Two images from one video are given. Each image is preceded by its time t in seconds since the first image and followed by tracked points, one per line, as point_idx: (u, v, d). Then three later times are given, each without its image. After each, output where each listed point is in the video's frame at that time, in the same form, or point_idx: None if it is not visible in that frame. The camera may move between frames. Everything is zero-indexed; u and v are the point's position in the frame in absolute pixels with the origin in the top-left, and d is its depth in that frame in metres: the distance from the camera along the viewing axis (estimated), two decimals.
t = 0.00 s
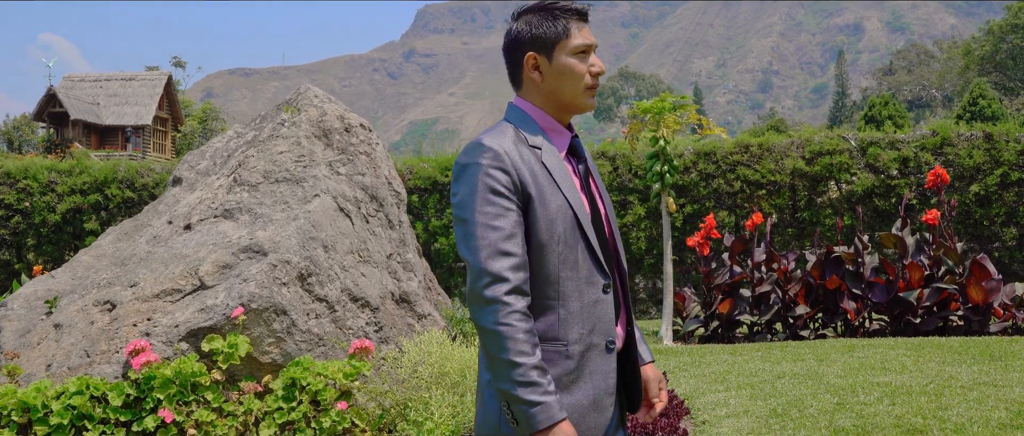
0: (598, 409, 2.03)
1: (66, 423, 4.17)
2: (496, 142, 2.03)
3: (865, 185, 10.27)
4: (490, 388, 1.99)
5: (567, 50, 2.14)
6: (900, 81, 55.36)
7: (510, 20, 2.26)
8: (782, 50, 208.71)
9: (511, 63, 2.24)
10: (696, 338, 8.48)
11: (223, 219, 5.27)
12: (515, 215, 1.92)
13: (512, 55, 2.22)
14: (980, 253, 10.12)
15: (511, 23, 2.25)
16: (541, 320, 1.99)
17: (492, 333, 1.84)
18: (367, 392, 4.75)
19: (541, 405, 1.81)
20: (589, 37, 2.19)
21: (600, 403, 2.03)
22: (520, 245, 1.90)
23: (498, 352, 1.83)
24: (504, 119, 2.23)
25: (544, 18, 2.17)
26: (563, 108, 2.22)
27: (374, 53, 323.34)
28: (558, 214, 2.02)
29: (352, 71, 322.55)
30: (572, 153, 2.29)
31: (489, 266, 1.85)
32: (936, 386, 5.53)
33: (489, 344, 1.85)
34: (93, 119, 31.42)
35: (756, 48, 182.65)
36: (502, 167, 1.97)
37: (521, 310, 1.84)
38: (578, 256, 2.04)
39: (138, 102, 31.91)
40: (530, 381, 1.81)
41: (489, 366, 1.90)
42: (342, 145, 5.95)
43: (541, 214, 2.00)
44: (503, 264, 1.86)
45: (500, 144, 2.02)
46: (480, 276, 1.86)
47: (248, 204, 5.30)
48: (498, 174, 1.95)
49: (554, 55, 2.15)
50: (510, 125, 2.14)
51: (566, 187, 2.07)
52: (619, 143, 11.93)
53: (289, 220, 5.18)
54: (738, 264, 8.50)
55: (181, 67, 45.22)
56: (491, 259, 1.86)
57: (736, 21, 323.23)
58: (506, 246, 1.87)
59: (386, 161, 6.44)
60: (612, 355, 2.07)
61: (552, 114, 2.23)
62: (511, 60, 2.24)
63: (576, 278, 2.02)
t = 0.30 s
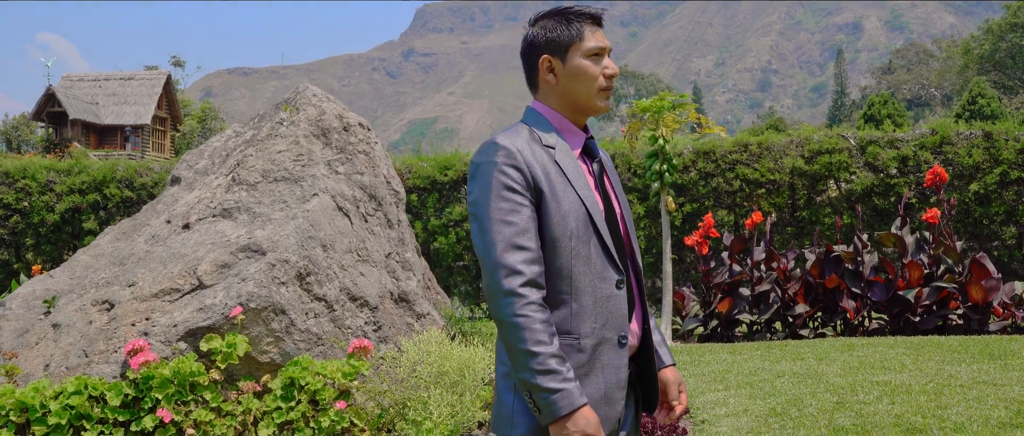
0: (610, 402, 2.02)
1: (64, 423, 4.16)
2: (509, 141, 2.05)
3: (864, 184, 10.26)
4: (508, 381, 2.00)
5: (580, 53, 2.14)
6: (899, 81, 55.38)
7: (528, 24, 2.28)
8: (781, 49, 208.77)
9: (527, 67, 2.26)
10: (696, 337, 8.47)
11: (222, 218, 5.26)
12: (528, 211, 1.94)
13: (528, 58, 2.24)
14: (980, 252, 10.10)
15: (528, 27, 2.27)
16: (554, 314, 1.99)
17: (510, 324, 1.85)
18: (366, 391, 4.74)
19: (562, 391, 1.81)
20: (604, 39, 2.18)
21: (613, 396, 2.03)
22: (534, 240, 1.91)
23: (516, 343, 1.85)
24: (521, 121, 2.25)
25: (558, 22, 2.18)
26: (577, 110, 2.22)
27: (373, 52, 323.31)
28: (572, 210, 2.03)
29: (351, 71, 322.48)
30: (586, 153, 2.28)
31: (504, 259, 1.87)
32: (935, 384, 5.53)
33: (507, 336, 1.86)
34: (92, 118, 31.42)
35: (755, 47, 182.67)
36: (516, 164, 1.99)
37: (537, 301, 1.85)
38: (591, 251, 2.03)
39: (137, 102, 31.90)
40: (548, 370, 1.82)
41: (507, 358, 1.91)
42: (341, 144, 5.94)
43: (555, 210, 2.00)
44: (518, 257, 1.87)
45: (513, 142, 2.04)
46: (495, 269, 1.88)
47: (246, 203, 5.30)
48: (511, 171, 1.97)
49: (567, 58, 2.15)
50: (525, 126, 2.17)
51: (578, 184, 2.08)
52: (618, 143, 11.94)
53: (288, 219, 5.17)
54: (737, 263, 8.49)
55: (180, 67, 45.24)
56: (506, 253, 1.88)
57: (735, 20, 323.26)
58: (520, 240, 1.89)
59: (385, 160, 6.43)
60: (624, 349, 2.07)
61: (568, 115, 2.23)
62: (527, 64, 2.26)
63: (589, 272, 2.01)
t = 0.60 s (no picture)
0: (604, 400, 2.02)
1: (62, 422, 4.16)
2: (519, 142, 2.11)
3: (862, 185, 10.26)
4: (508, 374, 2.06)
5: (595, 59, 2.20)
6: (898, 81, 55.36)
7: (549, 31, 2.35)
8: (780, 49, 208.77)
9: (547, 74, 2.33)
10: (694, 337, 8.48)
11: (220, 217, 5.26)
12: (531, 209, 1.99)
13: (547, 65, 2.31)
14: (977, 253, 10.10)
15: (548, 35, 2.34)
16: (554, 310, 2.03)
17: (505, 317, 1.90)
18: (364, 391, 4.76)
19: (550, 384, 1.85)
20: (620, 47, 2.23)
21: (607, 394, 2.03)
22: (535, 238, 1.96)
23: (511, 335, 1.90)
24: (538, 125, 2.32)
25: (574, 30, 2.25)
26: (592, 115, 2.26)
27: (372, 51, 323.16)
28: (576, 210, 2.06)
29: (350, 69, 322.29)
30: (599, 158, 2.30)
31: (504, 255, 1.93)
32: (933, 385, 5.53)
33: (504, 329, 1.92)
34: (90, 117, 31.41)
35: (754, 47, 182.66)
36: (521, 163, 2.04)
37: (534, 296, 1.90)
38: (594, 251, 2.05)
39: (136, 100, 31.88)
40: (539, 363, 1.86)
41: (504, 351, 1.97)
42: (340, 143, 5.94)
43: (559, 210, 2.04)
44: (516, 253, 1.93)
45: (521, 143, 2.10)
46: (495, 264, 1.94)
47: (245, 202, 5.30)
48: (517, 170, 2.03)
49: (582, 64, 2.21)
50: (540, 129, 2.23)
51: (585, 185, 2.11)
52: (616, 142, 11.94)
53: (287, 219, 5.16)
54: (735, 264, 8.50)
55: (178, 66, 45.22)
56: (506, 249, 1.94)
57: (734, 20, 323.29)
58: (521, 238, 1.95)
59: (384, 160, 6.43)
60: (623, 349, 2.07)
61: (583, 120, 2.27)
62: (547, 71, 2.33)
63: (590, 271, 2.03)
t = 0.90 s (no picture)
0: (577, 397, 2.04)
1: (58, 422, 4.18)
2: (520, 141, 2.20)
3: (858, 186, 10.28)
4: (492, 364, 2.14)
5: (597, 61, 2.27)
6: (894, 82, 55.40)
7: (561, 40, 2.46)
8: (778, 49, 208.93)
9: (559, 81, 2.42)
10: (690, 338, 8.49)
11: (216, 218, 5.25)
12: (521, 206, 2.08)
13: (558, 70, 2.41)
14: (973, 254, 10.12)
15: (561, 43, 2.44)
16: (537, 305, 2.10)
17: (484, 307, 2.00)
18: (360, 391, 4.78)
19: (516, 375, 1.92)
20: (625, 51, 2.29)
21: (581, 392, 2.04)
22: (521, 234, 2.05)
23: (487, 325, 1.99)
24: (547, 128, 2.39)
25: (579, 35, 2.34)
26: (595, 117, 2.30)
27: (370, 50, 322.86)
28: (564, 210, 2.12)
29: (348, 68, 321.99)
30: (602, 160, 2.32)
31: (489, 247, 2.03)
32: (927, 387, 5.55)
33: (483, 318, 2.02)
34: (87, 116, 31.35)
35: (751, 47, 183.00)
36: (516, 161, 2.14)
37: (511, 289, 1.98)
38: (580, 251, 2.10)
39: (133, 100, 31.83)
40: (508, 353, 1.94)
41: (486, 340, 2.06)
42: (337, 143, 5.94)
43: (549, 208, 2.11)
44: (500, 247, 2.02)
45: (521, 142, 2.19)
46: (482, 256, 2.04)
47: (242, 202, 5.30)
48: (511, 168, 2.13)
49: (585, 67, 2.29)
50: (546, 130, 2.31)
51: (578, 186, 2.17)
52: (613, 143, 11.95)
53: (283, 219, 5.17)
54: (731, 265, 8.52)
55: (175, 64, 45.14)
56: (492, 242, 2.04)
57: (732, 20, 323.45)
58: (507, 232, 2.04)
59: (380, 160, 6.43)
60: (601, 349, 2.09)
61: (587, 122, 2.32)
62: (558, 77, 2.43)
63: (574, 270, 2.08)
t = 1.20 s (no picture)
0: (563, 395, 2.06)
1: (54, 422, 4.18)
2: (511, 142, 2.23)
3: (853, 187, 10.33)
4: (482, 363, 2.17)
5: (586, 64, 2.30)
6: (889, 82, 55.55)
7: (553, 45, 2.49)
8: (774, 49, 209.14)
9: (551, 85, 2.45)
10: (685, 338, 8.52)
11: (213, 218, 5.27)
12: (510, 206, 2.10)
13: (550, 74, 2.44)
14: (967, 255, 10.18)
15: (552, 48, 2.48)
16: (526, 305, 2.12)
17: (472, 305, 2.03)
18: (356, 391, 4.78)
19: (502, 373, 1.95)
20: (615, 52, 2.31)
21: (567, 390, 2.06)
22: (510, 234, 2.07)
23: (475, 324, 2.01)
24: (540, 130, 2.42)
25: (569, 39, 2.36)
26: (585, 119, 2.32)
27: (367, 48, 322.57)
28: (553, 210, 2.14)
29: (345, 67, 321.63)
30: (593, 162, 2.34)
31: (479, 247, 2.06)
32: (921, 387, 5.59)
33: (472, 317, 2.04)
34: (82, 115, 31.29)
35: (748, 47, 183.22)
36: (506, 162, 2.16)
37: (499, 288, 2.01)
38: (569, 250, 2.12)
39: (128, 99, 31.78)
40: (495, 351, 1.96)
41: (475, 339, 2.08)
42: (333, 144, 5.96)
43: (538, 209, 2.13)
44: (488, 247, 2.05)
45: (512, 143, 2.22)
46: (472, 255, 2.07)
47: (238, 203, 5.31)
48: (502, 169, 2.16)
49: (574, 70, 2.32)
50: (539, 133, 2.34)
51: (567, 187, 2.19)
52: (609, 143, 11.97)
53: (280, 219, 5.18)
54: (726, 265, 8.55)
55: (170, 63, 45.01)
56: (482, 242, 2.07)
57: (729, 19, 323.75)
58: (496, 232, 2.07)
59: (377, 161, 6.45)
60: (588, 348, 2.10)
61: (579, 124, 2.34)
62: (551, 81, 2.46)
63: (561, 270, 2.11)
